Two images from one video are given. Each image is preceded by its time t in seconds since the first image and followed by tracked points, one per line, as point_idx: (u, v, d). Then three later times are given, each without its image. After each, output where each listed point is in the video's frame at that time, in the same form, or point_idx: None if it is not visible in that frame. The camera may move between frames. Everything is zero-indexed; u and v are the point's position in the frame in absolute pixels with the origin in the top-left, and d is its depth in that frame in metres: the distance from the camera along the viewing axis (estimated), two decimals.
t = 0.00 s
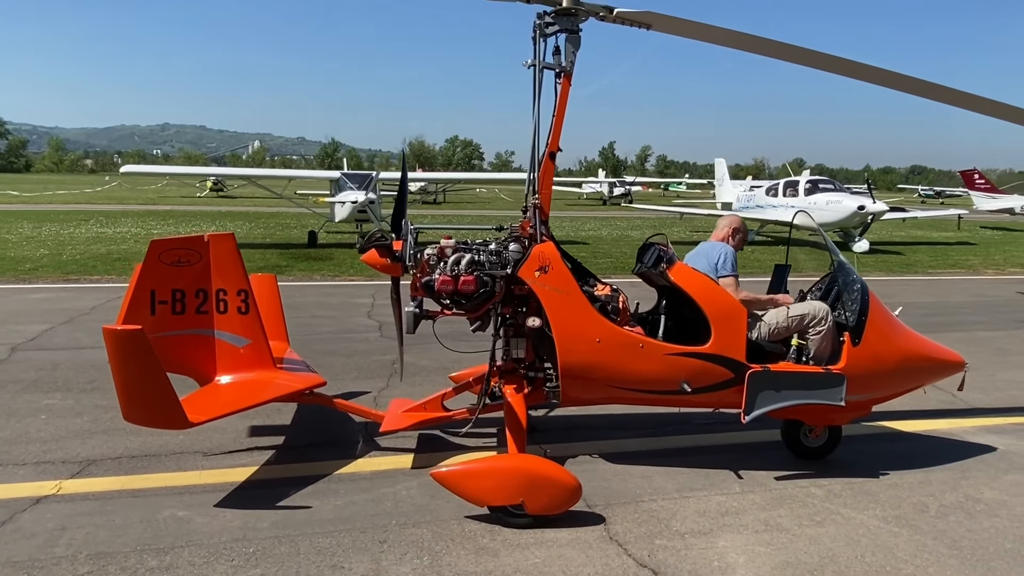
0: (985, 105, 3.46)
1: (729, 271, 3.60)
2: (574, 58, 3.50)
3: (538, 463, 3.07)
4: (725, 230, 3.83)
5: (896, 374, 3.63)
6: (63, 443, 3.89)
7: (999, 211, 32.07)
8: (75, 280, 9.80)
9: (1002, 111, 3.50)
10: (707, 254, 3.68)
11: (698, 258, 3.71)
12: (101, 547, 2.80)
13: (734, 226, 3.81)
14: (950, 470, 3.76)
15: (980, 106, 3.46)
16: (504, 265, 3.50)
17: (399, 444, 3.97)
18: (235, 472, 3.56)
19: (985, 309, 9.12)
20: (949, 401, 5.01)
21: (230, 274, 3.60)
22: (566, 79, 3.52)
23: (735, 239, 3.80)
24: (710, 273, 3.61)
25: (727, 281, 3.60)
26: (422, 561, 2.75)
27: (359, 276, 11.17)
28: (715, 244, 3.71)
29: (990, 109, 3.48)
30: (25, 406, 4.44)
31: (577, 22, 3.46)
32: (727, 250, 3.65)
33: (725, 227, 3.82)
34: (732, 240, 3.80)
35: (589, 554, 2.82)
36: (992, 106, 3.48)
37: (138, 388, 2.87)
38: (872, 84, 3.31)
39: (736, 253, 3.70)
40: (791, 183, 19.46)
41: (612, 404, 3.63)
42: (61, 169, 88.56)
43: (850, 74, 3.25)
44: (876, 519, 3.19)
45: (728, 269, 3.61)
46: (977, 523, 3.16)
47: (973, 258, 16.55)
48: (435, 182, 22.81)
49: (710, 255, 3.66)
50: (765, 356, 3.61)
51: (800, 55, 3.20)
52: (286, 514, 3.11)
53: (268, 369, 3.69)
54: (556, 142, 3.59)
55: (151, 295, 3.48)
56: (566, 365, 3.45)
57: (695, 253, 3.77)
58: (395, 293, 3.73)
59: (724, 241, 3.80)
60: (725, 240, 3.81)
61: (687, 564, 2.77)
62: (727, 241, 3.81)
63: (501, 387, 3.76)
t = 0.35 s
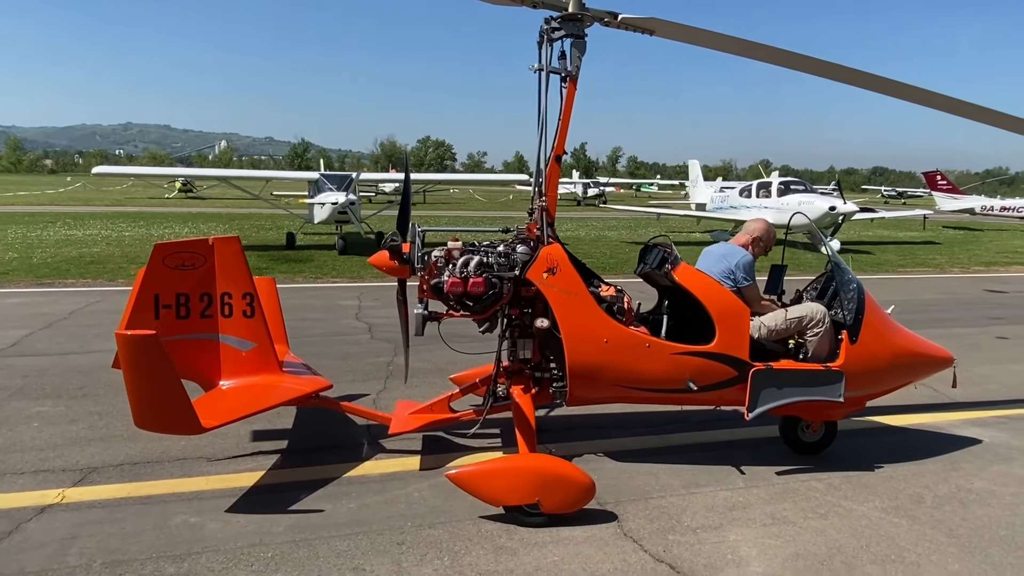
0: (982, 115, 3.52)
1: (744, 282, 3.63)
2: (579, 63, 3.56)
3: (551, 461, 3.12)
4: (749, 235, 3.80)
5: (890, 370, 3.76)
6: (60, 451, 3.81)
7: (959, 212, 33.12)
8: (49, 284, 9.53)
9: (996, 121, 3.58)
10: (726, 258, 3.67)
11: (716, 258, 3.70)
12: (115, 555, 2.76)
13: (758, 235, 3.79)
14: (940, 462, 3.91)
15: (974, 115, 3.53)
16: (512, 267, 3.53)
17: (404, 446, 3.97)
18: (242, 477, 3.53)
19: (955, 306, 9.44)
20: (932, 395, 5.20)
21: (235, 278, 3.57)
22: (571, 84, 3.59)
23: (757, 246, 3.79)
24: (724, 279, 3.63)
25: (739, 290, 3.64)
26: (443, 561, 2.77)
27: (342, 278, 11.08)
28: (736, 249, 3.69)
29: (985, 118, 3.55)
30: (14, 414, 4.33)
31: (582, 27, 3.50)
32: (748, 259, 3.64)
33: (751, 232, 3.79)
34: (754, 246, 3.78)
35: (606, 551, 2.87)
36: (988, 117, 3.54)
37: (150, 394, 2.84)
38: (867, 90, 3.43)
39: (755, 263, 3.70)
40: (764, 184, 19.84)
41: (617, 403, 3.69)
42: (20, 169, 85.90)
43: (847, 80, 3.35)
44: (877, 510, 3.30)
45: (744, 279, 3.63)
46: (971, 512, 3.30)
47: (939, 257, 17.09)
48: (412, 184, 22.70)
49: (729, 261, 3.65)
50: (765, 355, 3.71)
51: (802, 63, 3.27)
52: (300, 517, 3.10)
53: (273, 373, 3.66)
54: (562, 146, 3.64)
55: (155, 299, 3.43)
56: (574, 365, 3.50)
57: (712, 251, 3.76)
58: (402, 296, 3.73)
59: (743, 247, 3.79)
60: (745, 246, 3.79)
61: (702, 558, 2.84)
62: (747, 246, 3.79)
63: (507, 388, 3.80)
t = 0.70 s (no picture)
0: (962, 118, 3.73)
1: (750, 284, 3.73)
2: (584, 67, 3.65)
3: (564, 456, 3.20)
4: (758, 240, 3.94)
5: (880, 364, 3.94)
6: (62, 455, 3.76)
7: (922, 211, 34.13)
8: (23, 286, 9.29)
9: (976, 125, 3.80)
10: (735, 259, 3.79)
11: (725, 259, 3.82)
12: (135, 557, 2.76)
13: (767, 240, 3.92)
14: (927, 451, 4.09)
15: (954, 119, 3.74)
16: (520, 267, 3.60)
17: (411, 444, 4.02)
18: (253, 478, 3.54)
19: (926, 302, 9.79)
20: (912, 388, 5.41)
21: (244, 279, 3.58)
22: (577, 88, 3.68)
23: (764, 251, 3.92)
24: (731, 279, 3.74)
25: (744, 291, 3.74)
26: (464, 555, 2.83)
27: (324, 279, 11.01)
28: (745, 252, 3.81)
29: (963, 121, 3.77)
30: (8, 419, 4.25)
31: (587, 33, 3.60)
32: (755, 262, 3.76)
33: (761, 236, 3.93)
34: (761, 249, 3.92)
35: (621, 542, 2.96)
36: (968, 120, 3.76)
37: (168, 395, 2.85)
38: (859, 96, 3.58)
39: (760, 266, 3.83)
40: (738, 184, 20.21)
41: (620, 399, 3.78)
42: None
43: (841, 86, 3.50)
44: (872, 498, 3.45)
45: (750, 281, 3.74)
46: (960, 497, 3.47)
47: (906, 255, 17.62)
48: (389, 183, 22.60)
49: (738, 263, 3.76)
50: (763, 351, 3.86)
51: (801, 70, 3.40)
52: (317, 516, 3.13)
53: (281, 374, 3.68)
54: (567, 148, 3.73)
55: (163, 300, 3.43)
56: (582, 362, 3.59)
57: (720, 252, 3.88)
58: (410, 295, 3.80)
59: (751, 249, 3.92)
60: (753, 249, 3.93)
61: (713, 546, 2.94)
62: (754, 250, 3.93)
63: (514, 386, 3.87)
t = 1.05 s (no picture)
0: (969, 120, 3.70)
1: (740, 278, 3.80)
2: (581, 65, 3.65)
3: (568, 453, 3.21)
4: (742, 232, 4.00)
5: (869, 357, 4.03)
6: (49, 461, 3.65)
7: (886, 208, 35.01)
8: None
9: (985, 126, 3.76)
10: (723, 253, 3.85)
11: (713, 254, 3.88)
12: (136, 565, 2.70)
13: (751, 232, 3.99)
14: (912, 442, 4.21)
15: (962, 121, 3.72)
16: (519, 265, 3.61)
17: (409, 444, 3.99)
18: (250, 481, 3.48)
19: (897, 297, 10.05)
20: (893, 381, 5.55)
21: (238, 279, 3.51)
22: (573, 86, 3.69)
23: (749, 242, 3.99)
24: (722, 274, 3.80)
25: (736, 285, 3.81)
26: (473, 554, 2.82)
27: (303, 278, 10.86)
28: (733, 245, 3.87)
29: (972, 123, 3.73)
30: None
31: (584, 31, 3.61)
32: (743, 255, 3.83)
33: (745, 228, 3.99)
34: (746, 241, 3.99)
35: (627, 537, 2.98)
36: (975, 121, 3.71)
37: (168, 398, 2.80)
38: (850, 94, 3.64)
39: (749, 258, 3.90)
40: (711, 183, 20.47)
41: (618, 395, 3.81)
42: None
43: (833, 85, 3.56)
44: (865, 488, 3.54)
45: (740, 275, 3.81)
46: (948, 485, 3.58)
47: (874, 251, 18.05)
48: (363, 182, 22.38)
49: (726, 257, 3.83)
50: (758, 345, 3.92)
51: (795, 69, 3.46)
52: (320, 518, 3.10)
53: (278, 375, 3.62)
54: (564, 146, 3.74)
55: (156, 301, 3.36)
56: (581, 359, 3.61)
57: (708, 247, 3.93)
58: (409, 293, 3.77)
59: (738, 243, 3.98)
60: (740, 241, 3.98)
61: (717, 539, 2.99)
62: (740, 242, 3.99)
63: (513, 384, 3.88)
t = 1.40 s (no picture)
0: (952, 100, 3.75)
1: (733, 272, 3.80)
2: (577, 59, 3.59)
3: (570, 452, 3.16)
4: (738, 229, 4.02)
5: (860, 352, 4.07)
6: (25, 471, 3.48)
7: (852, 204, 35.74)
8: None
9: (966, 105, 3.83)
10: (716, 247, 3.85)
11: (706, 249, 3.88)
12: None
13: (747, 229, 4.00)
14: (901, 434, 4.27)
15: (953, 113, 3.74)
16: (516, 262, 3.54)
17: (402, 446, 3.91)
18: (241, 488, 3.36)
19: (871, 290, 10.24)
20: (876, 373, 5.63)
21: (226, 278, 3.38)
22: (569, 80, 3.61)
23: (745, 239, 4.00)
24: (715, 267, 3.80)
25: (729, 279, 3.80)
26: (478, 558, 2.76)
27: (279, 276, 10.62)
28: (726, 240, 3.87)
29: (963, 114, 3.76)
30: None
31: (580, 24, 3.56)
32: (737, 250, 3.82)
33: (740, 226, 4.01)
34: (741, 238, 4.00)
35: (633, 536, 2.95)
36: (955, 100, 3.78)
37: (157, 406, 2.67)
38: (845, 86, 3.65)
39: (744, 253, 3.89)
40: (685, 178, 20.63)
41: (614, 392, 3.78)
42: None
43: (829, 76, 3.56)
44: (861, 481, 3.57)
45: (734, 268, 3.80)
46: (940, 476, 3.63)
47: (844, 245, 18.39)
48: (335, 177, 22.02)
49: (719, 252, 3.82)
50: (752, 341, 3.94)
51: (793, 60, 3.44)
52: (317, 525, 3.00)
53: (268, 377, 3.50)
54: (560, 140, 3.68)
55: (140, 302, 3.21)
56: (580, 356, 3.57)
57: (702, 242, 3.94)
58: (402, 292, 3.69)
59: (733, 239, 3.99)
60: (735, 238, 4.00)
61: (722, 536, 2.97)
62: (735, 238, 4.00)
63: (509, 383, 3.82)
